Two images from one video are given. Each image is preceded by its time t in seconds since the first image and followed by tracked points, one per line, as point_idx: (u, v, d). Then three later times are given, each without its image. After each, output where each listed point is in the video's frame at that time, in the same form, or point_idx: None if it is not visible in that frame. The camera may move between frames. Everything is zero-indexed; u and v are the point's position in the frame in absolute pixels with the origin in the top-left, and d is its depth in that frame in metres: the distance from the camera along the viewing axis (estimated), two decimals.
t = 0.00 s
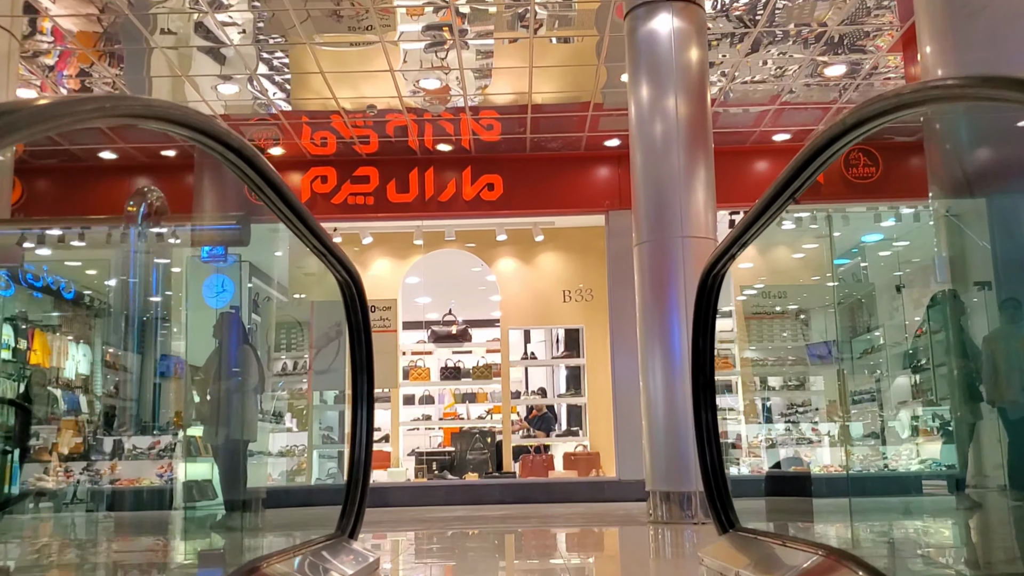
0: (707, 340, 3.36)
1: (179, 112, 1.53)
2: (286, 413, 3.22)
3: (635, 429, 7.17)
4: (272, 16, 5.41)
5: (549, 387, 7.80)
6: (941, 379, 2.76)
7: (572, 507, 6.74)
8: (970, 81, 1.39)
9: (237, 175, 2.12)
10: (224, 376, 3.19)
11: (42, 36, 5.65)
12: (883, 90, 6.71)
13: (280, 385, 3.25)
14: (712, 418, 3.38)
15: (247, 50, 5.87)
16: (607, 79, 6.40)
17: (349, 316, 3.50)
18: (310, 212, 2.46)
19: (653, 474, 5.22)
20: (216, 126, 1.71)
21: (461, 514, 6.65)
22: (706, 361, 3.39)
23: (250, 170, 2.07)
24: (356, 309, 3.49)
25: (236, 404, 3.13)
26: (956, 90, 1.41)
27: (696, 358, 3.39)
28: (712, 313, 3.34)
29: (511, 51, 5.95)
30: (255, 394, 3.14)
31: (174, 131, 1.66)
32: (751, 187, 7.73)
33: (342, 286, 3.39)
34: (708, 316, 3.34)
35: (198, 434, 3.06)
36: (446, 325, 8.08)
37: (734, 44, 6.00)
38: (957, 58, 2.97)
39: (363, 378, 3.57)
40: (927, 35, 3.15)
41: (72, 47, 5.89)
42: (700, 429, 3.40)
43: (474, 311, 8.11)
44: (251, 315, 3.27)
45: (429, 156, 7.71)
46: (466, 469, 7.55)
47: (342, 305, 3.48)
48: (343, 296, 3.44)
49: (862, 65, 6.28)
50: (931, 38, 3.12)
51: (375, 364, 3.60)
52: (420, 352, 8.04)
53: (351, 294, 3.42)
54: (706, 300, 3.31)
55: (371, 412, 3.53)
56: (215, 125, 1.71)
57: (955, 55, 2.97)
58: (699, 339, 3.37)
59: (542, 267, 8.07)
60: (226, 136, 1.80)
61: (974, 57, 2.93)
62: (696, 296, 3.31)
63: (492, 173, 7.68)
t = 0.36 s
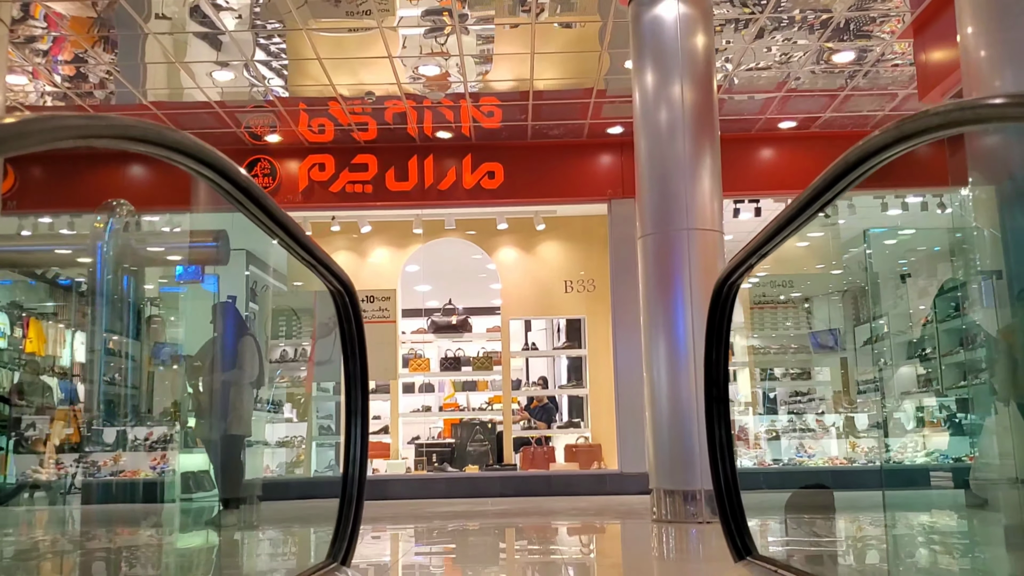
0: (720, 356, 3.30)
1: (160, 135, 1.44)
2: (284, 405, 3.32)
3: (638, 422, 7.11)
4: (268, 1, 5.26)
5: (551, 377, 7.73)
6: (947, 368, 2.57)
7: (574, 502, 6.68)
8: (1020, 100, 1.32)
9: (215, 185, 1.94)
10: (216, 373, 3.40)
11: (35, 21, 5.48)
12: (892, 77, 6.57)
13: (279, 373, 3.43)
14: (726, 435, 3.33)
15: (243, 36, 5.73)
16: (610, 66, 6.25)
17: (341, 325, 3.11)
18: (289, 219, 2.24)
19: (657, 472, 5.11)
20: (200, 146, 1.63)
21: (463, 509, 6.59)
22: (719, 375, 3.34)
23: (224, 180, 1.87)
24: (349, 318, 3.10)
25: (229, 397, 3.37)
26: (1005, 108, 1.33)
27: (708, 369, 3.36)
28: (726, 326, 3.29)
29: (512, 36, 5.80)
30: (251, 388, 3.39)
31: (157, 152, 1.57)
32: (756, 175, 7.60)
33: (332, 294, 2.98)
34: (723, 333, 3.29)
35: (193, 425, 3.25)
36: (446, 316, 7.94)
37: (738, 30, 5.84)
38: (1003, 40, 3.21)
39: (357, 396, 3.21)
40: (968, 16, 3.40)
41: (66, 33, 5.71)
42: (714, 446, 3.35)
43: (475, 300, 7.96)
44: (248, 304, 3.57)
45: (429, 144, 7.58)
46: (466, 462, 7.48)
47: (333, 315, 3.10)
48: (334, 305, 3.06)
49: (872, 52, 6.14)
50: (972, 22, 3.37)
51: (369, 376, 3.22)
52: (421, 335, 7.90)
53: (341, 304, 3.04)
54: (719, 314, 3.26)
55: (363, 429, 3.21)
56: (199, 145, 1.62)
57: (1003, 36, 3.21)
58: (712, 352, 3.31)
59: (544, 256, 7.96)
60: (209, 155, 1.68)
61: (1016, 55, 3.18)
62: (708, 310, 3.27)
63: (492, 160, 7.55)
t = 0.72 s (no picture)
0: (736, 362, 2.87)
1: (141, 153, 1.22)
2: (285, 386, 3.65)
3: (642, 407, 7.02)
4: None
5: (552, 359, 7.66)
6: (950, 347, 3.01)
7: (574, 488, 6.65)
8: None
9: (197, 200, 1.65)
10: (212, 357, 3.24)
11: None
12: (903, 55, 6.38)
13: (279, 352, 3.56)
14: (741, 447, 2.88)
15: (239, 13, 5.56)
16: (614, 43, 6.08)
17: (334, 327, 2.79)
18: (277, 227, 1.92)
19: (660, 462, 5.01)
20: (183, 164, 1.38)
21: (465, 494, 6.56)
22: (734, 382, 2.90)
23: (199, 194, 1.53)
24: (344, 319, 2.78)
25: (227, 382, 3.24)
26: None
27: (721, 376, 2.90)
28: (740, 331, 2.83)
29: (514, 12, 5.62)
30: (250, 371, 3.30)
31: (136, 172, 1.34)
32: (761, 154, 7.45)
33: (324, 297, 2.68)
34: (738, 339, 2.85)
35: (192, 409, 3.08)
36: (445, 298, 7.84)
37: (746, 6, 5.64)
38: None
39: (350, 398, 2.89)
40: None
41: (57, 9, 5.53)
42: (728, 456, 2.88)
43: (475, 281, 7.88)
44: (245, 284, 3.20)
45: (428, 122, 7.42)
46: (467, 445, 7.44)
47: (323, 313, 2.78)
48: (326, 306, 2.75)
49: (884, 29, 5.95)
50: None
51: (364, 380, 2.89)
52: (419, 316, 7.79)
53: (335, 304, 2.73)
54: (735, 315, 2.80)
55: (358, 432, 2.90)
56: (183, 162, 1.37)
57: None
58: (727, 357, 2.88)
59: (545, 237, 7.84)
60: (197, 174, 1.44)
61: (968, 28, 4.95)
62: (723, 311, 2.80)
63: (493, 140, 7.40)
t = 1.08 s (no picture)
0: (748, 372, 2.66)
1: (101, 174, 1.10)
2: (281, 365, 3.34)
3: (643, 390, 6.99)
4: None
5: (551, 342, 7.60)
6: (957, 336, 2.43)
7: (572, 474, 6.62)
8: None
9: (163, 222, 1.51)
10: (198, 343, 3.17)
11: None
12: (913, 35, 6.23)
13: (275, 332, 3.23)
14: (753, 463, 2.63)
15: None
16: (617, 20, 5.91)
17: (320, 336, 2.65)
18: (254, 242, 1.80)
19: (660, 452, 4.93)
20: (151, 186, 1.27)
21: (463, 479, 6.54)
22: (748, 397, 2.65)
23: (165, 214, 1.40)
24: (330, 326, 2.64)
25: (217, 367, 3.18)
26: None
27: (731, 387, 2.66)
28: (756, 333, 2.60)
29: None
30: (240, 358, 3.18)
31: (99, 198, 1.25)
32: (765, 135, 7.30)
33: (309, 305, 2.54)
34: (749, 347, 2.65)
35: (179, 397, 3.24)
36: (443, 280, 7.72)
37: None
38: None
39: (337, 409, 2.76)
40: None
41: None
42: (739, 471, 2.62)
43: (473, 261, 7.72)
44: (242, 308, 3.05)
45: (427, 100, 7.27)
46: (464, 429, 7.38)
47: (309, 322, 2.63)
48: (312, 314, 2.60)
49: (894, 8, 5.79)
50: None
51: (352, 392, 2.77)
52: (416, 296, 7.61)
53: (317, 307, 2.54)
54: (749, 325, 2.58)
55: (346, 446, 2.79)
56: (150, 184, 1.27)
57: None
58: (738, 367, 2.67)
59: (545, 218, 7.72)
60: (164, 200, 1.34)
61: None
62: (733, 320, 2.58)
63: (492, 118, 7.26)
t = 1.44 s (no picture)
0: (763, 397, 2.56)
1: (43, 224, 1.02)
2: (278, 353, 2.79)
3: (644, 382, 6.95)
4: None
5: (552, 333, 7.50)
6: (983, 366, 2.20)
7: (572, 468, 6.56)
8: None
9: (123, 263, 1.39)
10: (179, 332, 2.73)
11: None
12: (923, 23, 6.09)
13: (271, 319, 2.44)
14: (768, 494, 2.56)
15: None
16: (619, 7, 5.77)
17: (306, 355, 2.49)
18: (230, 272, 1.67)
19: (662, 451, 4.84)
20: (110, 231, 1.17)
21: (463, 473, 6.47)
22: (762, 418, 2.57)
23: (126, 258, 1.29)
24: (317, 346, 2.45)
25: (201, 358, 2.99)
26: None
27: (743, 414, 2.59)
28: (769, 370, 2.54)
29: None
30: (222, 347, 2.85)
31: (49, 243, 1.13)
32: (770, 124, 7.19)
33: (295, 326, 2.35)
34: (766, 367, 2.54)
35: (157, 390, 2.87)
36: (442, 271, 7.60)
37: None
38: None
39: (325, 436, 2.59)
40: None
41: None
42: (754, 504, 2.56)
43: (473, 249, 7.61)
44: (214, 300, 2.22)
45: (425, 87, 7.15)
46: (463, 421, 7.32)
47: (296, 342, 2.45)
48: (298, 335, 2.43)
49: None
50: None
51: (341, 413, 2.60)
52: (415, 285, 7.51)
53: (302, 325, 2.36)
54: (766, 348, 2.49)
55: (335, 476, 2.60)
56: (108, 230, 1.16)
57: None
58: (753, 389, 2.56)
59: (546, 208, 7.62)
60: (97, 229, 1.13)
61: None
62: (751, 343, 2.50)
63: (492, 106, 7.14)
